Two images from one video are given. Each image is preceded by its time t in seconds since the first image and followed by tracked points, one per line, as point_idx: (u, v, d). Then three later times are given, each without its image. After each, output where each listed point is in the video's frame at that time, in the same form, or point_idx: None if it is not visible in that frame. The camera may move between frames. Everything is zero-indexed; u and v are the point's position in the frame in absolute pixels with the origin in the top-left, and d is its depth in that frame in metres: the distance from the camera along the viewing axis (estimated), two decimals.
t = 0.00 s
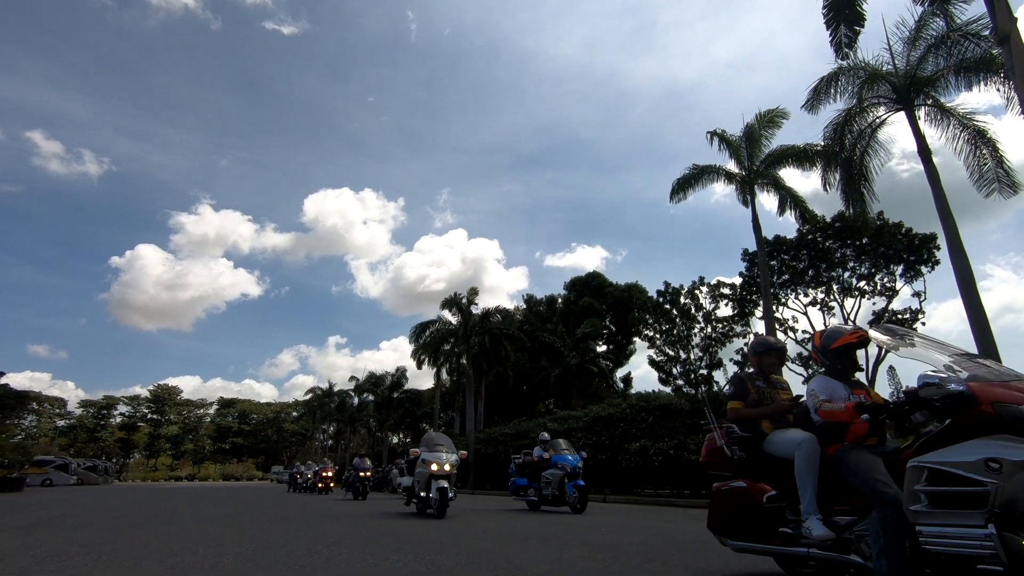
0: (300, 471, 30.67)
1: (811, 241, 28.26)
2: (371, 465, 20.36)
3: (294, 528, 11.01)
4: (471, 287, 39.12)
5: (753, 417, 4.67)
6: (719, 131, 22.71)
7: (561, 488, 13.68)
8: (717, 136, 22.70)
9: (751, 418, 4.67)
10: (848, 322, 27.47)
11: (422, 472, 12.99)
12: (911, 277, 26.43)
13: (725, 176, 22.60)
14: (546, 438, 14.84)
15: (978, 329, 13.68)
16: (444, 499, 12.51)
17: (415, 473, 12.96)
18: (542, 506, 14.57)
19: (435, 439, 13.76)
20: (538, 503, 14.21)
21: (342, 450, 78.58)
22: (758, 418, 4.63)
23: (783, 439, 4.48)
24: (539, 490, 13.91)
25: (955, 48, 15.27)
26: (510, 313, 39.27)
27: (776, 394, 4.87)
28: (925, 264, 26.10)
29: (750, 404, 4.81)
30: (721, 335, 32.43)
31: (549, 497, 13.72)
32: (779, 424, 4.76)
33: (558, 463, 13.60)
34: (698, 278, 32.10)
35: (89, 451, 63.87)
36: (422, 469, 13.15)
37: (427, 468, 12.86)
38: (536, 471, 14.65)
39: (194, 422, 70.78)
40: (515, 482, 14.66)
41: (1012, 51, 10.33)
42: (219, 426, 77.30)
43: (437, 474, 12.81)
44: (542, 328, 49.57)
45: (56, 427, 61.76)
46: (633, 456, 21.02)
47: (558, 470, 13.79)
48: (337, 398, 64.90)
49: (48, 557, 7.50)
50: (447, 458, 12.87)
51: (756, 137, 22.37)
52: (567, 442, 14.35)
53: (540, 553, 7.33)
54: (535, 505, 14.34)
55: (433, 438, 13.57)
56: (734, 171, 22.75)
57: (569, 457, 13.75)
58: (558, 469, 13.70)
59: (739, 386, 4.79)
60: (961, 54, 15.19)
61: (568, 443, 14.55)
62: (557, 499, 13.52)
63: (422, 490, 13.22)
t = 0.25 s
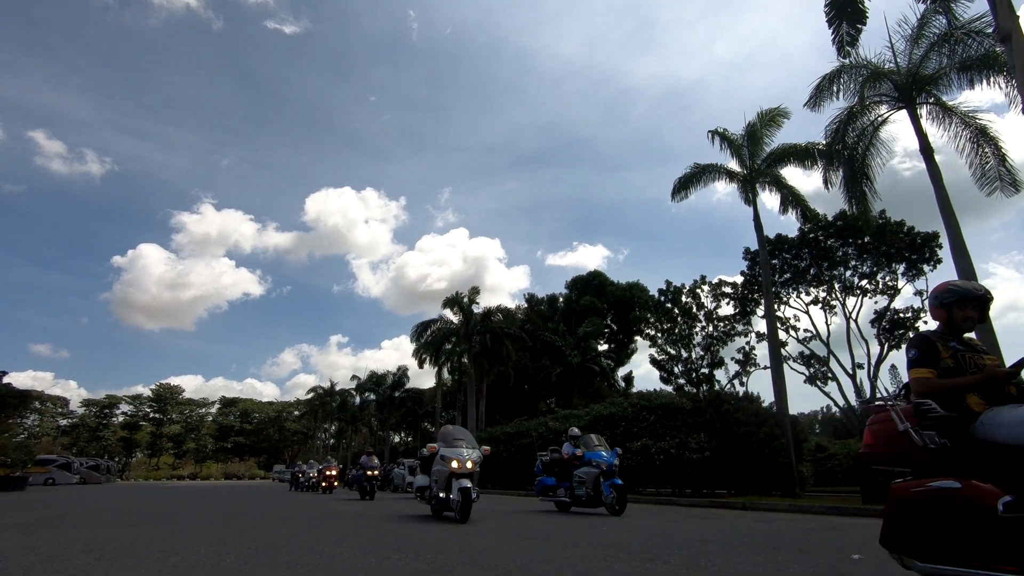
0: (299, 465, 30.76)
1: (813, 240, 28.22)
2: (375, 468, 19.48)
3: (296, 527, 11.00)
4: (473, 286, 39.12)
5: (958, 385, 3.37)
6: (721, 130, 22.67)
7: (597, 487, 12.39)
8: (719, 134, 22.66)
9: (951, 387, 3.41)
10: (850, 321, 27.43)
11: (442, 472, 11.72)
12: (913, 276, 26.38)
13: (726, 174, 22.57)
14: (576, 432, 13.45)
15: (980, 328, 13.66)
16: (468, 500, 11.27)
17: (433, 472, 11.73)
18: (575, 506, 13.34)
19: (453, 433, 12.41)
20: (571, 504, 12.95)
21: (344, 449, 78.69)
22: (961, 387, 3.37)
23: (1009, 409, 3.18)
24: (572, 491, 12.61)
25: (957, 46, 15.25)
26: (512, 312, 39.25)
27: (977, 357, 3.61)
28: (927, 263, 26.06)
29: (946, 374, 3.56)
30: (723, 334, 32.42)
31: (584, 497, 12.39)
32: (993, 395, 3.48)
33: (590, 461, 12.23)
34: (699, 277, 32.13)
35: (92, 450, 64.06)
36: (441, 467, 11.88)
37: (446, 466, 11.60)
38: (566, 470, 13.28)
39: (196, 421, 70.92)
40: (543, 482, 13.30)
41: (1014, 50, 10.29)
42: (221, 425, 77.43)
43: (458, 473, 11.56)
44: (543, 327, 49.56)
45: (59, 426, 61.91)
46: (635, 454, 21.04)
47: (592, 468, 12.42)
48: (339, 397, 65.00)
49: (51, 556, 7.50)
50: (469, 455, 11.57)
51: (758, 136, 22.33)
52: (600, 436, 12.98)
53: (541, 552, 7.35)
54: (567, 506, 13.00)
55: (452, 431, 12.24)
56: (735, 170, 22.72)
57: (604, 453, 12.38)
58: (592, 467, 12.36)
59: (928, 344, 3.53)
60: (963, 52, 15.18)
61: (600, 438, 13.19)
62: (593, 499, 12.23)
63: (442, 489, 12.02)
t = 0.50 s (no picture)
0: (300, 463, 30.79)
1: (815, 239, 28.19)
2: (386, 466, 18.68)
3: (293, 527, 10.86)
4: (474, 286, 39.10)
5: None
6: (722, 129, 22.64)
7: (642, 488, 11.22)
8: (720, 133, 22.63)
9: None
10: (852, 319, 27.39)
11: (470, 470, 10.67)
12: (915, 275, 26.36)
13: (728, 174, 22.54)
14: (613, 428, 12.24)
15: (983, 328, 13.64)
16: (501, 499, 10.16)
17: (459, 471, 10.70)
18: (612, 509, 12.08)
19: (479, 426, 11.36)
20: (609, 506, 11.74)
21: (346, 448, 78.76)
22: None
23: None
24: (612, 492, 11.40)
25: (959, 45, 15.23)
26: (513, 311, 39.22)
27: None
28: (929, 262, 26.04)
29: None
30: (724, 334, 32.40)
31: (626, 498, 11.19)
32: None
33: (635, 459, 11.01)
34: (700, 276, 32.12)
35: (94, 450, 64.16)
36: (467, 464, 10.82)
37: (474, 464, 10.56)
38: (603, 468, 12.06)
39: (198, 420, 71.00)
40: (577, 481, 12.09)
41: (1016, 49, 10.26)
42: (223, 424, 77.51)
43: (487, 472, 10.50)
44: (545, 326, 49.54)
45: (61, 425, 62.02)
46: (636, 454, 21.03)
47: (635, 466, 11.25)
48: (340, 396, 65.06)
49: (50, 557, 7.42)
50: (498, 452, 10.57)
51: (760, 135, 22.28)
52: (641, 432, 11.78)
53: (541, 552, 7.31)
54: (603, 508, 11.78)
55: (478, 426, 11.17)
56: (737, 169, 22.69)
57: (649, 450, 11.15)
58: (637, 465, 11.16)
59: None
60: (965, 50, 15.15)
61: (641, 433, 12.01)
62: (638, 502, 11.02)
63: (468, 489, 10.98)
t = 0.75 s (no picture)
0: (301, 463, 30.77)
1: (816, 238, 28.17)
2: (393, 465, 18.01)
3: (292, 527, 10.79)
4: (475, 285, 39.10)
5: None
6: (724, 127, 22.63)
7: (698, 489, 10.13)
8: (722, 132, 22.62)
9: None
10: (853, 319, 27.36)
11: (507, 470, 8.70)
12: (916, 274, 26.34)
13: (729, 173, 22.53)
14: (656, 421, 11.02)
15: (985, 327, 13.62)
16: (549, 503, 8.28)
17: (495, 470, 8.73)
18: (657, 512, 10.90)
19: (511, 415, 9.39)
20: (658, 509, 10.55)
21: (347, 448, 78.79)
22: None
23: None
24: (664, 493, 10.21)
25: (960, 44, 15.22)
26: (514, 310, 39.21)
27: None
28: (930, 261, 26.02)
29: None
30: (725, 333, 32.39)
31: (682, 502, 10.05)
32: None
33: (690, 456, 9.89)
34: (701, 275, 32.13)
35: (96, 449, 64.21)
36: (503, 461, 8.83)
37: (512, 462, 8.61)
38: (649, 467, 10.83)
39: (200, 420, 71.04)
40: (621, 482, 10.82)
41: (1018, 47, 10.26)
42: (225, 424, 77.57)
43: (528, 471, 8.55)
44: (546, 326, 49.54)
45: (63, 425, 62.08)
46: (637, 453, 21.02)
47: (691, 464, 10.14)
48: (342, 396, 65.09)
49: (49, 556, 7.39)
50: (541, 447, 8.62)
51: (761, 134, 22.25)
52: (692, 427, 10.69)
53: (542, 551, 7.29)
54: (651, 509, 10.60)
55: (511, 415, 9.19)
56: (738, 168, 22.67)
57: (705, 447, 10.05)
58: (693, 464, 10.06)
59: None
60: (966, 49, 15.13)
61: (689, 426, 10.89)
62: (695, 505, 9.83)
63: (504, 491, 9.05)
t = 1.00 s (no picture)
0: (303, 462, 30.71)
1: (817, 237, 28.16)
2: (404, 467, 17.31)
3: (293, 527, 10.77)
4: (476, 285, 39.11)
5: None
6: (725, 127, 22.64)
7: (773, 491, 9.44)
8: (723, 132, 22.63)
9: None
10: (854, 318, 27.36)
11: (562, 468, 7.47)
12: (917, 273, 26.33)
13: (729, 172, 22.54)
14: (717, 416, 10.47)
15: (986, 326, 13.62)
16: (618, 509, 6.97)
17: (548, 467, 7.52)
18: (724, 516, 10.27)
19: (558, 405, 8.16)
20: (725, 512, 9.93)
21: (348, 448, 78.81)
22: None
23: None
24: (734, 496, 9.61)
25: (961, 43, 15.21)
26: (514, 310, 39.22)
27: None
28: (931, 260, 26.00)
29: None
30: (726, 332, 32.39)
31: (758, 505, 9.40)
32: None
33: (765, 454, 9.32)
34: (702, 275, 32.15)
35: (97, 449, 64.29)
36: (555, 458, 7.60)
37: (567, 458, 7.44)
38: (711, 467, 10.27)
39: (201, 420, 71.06)
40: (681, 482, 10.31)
41: (1018, 47, 10.26)
42: (226, 424, 77.66)
43: (585, 468, 7.34)
44: (546, 326, 49.54)
45: (64, 425, 62.17)
46: (638, 453, 21.02)
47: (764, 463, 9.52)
48: (343, 396, 65.14)
49: (51, 557, 7.39)
50: (600, 440, 7.46)
51: (762, 133, 22.22)
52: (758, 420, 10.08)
53: (543, 551, 7.28)
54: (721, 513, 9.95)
55: (560, 405, 8.06)
56: (739, 168, 22.67)
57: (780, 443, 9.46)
58: (766, 462, 9.44)
59: None
60: (967, 49, 15.13)
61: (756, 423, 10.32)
62: (772, 508, 9.27)
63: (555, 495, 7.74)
